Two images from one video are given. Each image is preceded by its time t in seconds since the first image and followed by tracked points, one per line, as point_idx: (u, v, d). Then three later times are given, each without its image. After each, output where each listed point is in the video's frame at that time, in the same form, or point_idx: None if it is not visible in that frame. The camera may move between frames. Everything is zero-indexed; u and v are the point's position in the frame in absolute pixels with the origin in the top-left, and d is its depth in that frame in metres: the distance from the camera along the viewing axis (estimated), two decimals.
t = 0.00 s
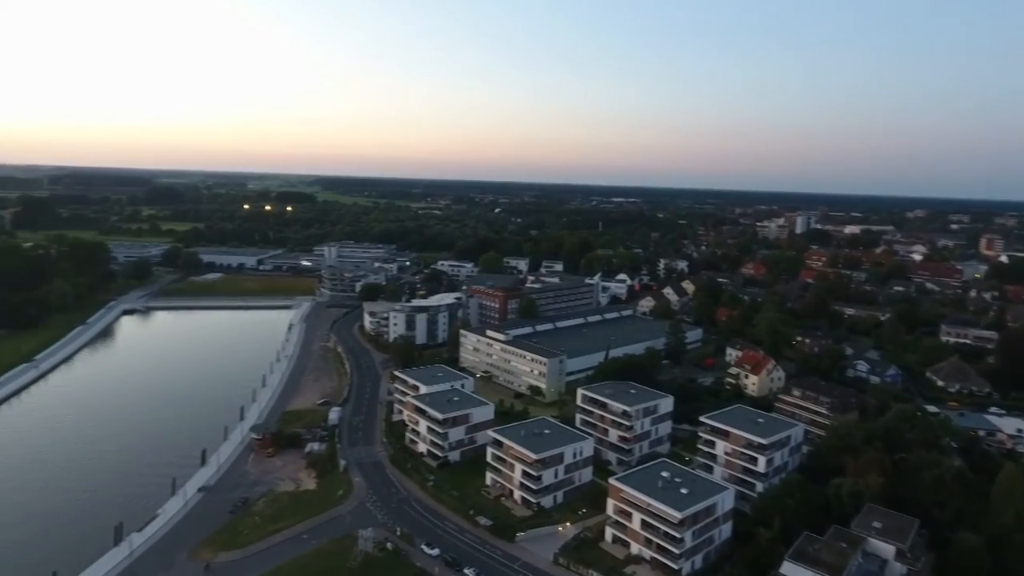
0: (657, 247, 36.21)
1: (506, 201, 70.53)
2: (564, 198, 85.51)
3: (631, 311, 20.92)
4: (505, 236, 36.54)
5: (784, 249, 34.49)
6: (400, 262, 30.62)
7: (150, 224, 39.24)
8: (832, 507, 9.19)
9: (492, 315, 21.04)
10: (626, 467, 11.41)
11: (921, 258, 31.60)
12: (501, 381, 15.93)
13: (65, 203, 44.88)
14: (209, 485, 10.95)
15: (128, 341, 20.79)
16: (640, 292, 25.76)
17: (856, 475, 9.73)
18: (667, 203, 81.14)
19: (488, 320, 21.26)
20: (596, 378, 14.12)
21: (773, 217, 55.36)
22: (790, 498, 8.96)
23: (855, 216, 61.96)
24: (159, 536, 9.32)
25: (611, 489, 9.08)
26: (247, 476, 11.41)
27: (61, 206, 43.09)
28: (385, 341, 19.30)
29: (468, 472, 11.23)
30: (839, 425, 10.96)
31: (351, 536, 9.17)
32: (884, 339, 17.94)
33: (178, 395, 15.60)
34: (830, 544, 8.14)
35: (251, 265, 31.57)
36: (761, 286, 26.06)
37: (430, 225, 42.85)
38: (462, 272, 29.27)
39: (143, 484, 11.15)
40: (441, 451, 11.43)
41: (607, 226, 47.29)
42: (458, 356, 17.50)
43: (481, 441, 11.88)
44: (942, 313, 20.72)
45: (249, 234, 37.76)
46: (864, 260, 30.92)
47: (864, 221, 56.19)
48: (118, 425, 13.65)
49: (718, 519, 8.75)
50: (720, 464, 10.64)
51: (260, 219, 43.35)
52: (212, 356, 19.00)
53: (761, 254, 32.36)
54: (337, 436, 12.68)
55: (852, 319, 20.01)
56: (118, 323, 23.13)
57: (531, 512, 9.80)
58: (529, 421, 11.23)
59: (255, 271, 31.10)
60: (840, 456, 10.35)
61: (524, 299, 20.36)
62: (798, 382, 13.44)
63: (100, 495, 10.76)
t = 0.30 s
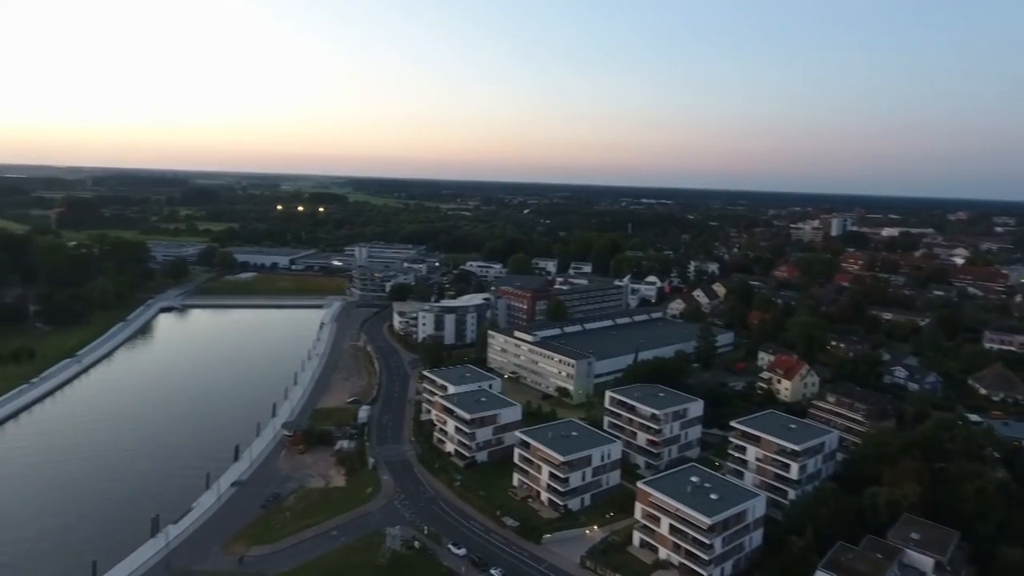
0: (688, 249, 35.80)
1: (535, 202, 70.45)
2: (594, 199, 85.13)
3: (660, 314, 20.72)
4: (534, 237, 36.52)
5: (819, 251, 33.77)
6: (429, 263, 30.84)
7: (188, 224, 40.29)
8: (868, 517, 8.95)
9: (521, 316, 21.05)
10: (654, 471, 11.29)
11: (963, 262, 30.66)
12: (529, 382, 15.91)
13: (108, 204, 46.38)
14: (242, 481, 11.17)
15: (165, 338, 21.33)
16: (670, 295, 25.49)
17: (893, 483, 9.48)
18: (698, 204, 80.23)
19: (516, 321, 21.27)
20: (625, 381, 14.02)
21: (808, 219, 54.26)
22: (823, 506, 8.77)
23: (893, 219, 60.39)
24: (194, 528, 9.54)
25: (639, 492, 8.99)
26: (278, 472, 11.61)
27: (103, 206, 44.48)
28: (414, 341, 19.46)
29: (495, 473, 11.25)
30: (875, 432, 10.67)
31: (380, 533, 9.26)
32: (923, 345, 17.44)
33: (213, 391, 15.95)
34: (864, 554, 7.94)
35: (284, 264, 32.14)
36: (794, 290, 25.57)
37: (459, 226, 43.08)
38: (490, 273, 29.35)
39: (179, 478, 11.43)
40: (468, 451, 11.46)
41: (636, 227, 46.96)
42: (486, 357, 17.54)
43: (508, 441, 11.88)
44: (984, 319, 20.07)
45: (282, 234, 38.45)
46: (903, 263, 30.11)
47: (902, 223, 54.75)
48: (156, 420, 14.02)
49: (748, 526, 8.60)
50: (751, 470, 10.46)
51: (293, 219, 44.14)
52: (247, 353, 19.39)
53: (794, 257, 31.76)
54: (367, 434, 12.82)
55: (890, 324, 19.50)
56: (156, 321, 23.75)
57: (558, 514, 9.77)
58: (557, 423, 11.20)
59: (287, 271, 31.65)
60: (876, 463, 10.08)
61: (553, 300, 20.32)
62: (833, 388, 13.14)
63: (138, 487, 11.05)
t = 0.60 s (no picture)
0: (719, 251, 35.30)
1: (563, 203, 70.24)
2: (624, 200, 84.55)
3: (690, 316, 20.47)
4: (563, 238, 36.43)
5: (856, 254, 32.97)
6: (458, 264, 31.00)
7: (223, 224, 41.20)
8: (904, 527, 8.69)
9: (549, 317, 21.01)
10: (683, 475, 11.15)
11: (1008, 266, 29.62)
12: (557, 384, 15.87)
13: (148, 204, 47.72)
14: (273, 476, 11.37)
15: (201, 336, 21.85)
16: (701, 297, 25.18)
17: (931, 494, 9.20)
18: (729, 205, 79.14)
19: (544, 323, 21.24)
20: (654, 384, 13.89)
21: (844, 221, 53.04)
22: (858, 516, 8.56)
23: (933, 221, 58.67)
24: (226, 522, 9.74)
25: (667, 497, 8.90)
26: (308, 468, 11.79)
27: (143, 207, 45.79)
28: (442, 341, 19.57)
29: (522, 474, 11.24)
30: (913, 440, 10.38)
31: (407, 531, 9.34)
32: (965, 351, 16.89)
33: (246, 388, 16.26)
34: (900, 565, 7.73)
35: (316, 264, 32.64)
36: (829, 293, 25.03)
37: (488, 227, 43.21)
38: (519, 274, 29.37)
39: (213, 472, 11.69)
40: (496, 452, 11.48)
41: (666, 229, 46.51)
42: (514, 358, 17.54)
43: (535, 443, 11.85)
44: None
45: (314, 234, 39.07)
46: (944, 267, 29.22)
47: (943, 226, 53.14)
48: (191, 416, 14.36)
49: (779, 533, 8.43)
50: (783, 477, 10.26)
51: (325, 219, 44.80)
52: (279, 352, 19.72)
53: (829, 259, 31.09)
54: (395, 433, 12.94)
55: (930, 329, 18.94)
56: (193, 318, 24.33)
57: (585, 517, 9.71)
58: (585, 425, 11.14)
59: (319, 270, 32.14)
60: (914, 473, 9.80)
61: (581, 302, 20.23)
62: (869, 394, 12.82)
63: (174, 480, 11.33)
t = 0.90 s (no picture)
0: (752, 253, 34.72)
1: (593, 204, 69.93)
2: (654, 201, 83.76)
3: (722, 319, 20.17)
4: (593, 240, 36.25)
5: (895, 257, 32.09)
6: (487, 264, 31.08)
7: (258, 224, 42.02)
8: (944, 540, 8.40)
9: (578, 319, 20.93)
10: (713, 481, 11.00)
11: None
12: (585, 386, 15.79)
13: (186, 205, 48.99)
14: (304, 472, 11.55)
15: (235, 333, 22.33)
16: (733, 300, 24.79)
17: (974, 506, 8.91)
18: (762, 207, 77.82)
19: (573, 324, 21.16)
20: (684, 387, 13.72)
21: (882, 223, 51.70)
22: (896, 526, 8.33)
23: (977, 223, 56.80)
24: (259, 516, 9.92)
25: (697, 502, 8.78)
26: (339, 465, 11.95)
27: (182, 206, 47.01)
28: (471, 342, 19.64)
29: (550, 475, 11.22)
30: (955, 450, 10.06)
31: (435, 530, 9.39)
32: (1010, 359, 16.30)
33: (278, 386, 16.56)
34: None
35: (347, 264, 33.05)
36: (866, 297, 24.41)
37: (517, 228, 43.23)
38: (548, 275, 29.32)
39: (247, 467, 11.93)
40: (523, 453, 11.48)
41: (698, 230, 45.91)
42: (542, 359, 17.52)
43: (563, 444, 11.81)
44: None
45: (346, 235, 39.59)
46: (988, 271, 28.25)
47: (987, 228, 51.39)
48: (225, 411, 14.68)
49: (813, 542, 8.24)
50: (817, 484, 10.04)
51: (356, 220, 45.36)
52: (310, 350, 20.02)
53: (867, 263, 30.33)
54: (423, 432, 13.03)
55: (973, 335, 18.34)
56: (228, 316, 24.88)
57: (612, 521, 9.64)
58: (613, 428, 11.06)
59: (350, 270, 32.55)
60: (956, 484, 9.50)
61: (611, 304, 20.10)
62: (907, 402, 12.47)
63: (208, 474, 11.59)
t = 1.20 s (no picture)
0: (787, 256, 34.03)
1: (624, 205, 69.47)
2: (687, 203, 82.78)
3: (756, 323, 19.81)
4: (624, 241, 35.99)
5: (938, 261, 31.07)
6: (518, 266, 31.09)
7: (293, 224, 42.82)
8: (989, 554, 8.10)
9: (608, 321, 20.78)
10: (746, 487, 10.80)
11: None
12: (615, 388, 15.68)
13: (225, 205, 50.18)
14: (336, 469, 11.72)
15: (271, 331, 22.79)
16: (767, 303, 24.33)
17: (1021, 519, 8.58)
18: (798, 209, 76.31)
19: (603, 326, 21.03)
20: (717, 392, 13.51)
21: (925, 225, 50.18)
22: (938, 539, 8.06)
23: None
24: (292, 511, 10.10)
25: (729, 508, 8.63)
26: (370, 463, 12.09)
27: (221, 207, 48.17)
28: (501, 342, 19.68)
29: (579, 478, 11.16)
30: (1000, 462, 9.70)
31: (464, 530, 9.44)
32: None
33: (312, 383, 16.82)
34: None
35: (379, 263, 33.43)
36: (907, 302, 23.70)
37: (548, 229, 43.17)
38: (578, 276, 29.19)
39: (281, 462, 12.16)
40: (553, 455, 11.45)
41: (731, 232, 45.20)
42: (572, 361, 17.45)
43: (593, 447, 11.74)
44: None
45: (378, 235, 40.06)
46: None
47: None
48: (261, 407, 14.98)
49: (850, 552, 8.03)
50: (855, 493, 9.78)
51: (389, 220, 45.86)
52: (343, 349, 20.29)
53: (908, 266, 29.47)
54: (453, 432, 13.10)
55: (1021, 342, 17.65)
56: (264, 314, 25.41)
57: (642, 525, 9.55)
58: (643, 431, 10.95)
59: (382, 270, 32.92)
60: (1001, 497, 9.16)
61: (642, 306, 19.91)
62: (950, 411, 12.06)
63: (244, 468, 11.86)
